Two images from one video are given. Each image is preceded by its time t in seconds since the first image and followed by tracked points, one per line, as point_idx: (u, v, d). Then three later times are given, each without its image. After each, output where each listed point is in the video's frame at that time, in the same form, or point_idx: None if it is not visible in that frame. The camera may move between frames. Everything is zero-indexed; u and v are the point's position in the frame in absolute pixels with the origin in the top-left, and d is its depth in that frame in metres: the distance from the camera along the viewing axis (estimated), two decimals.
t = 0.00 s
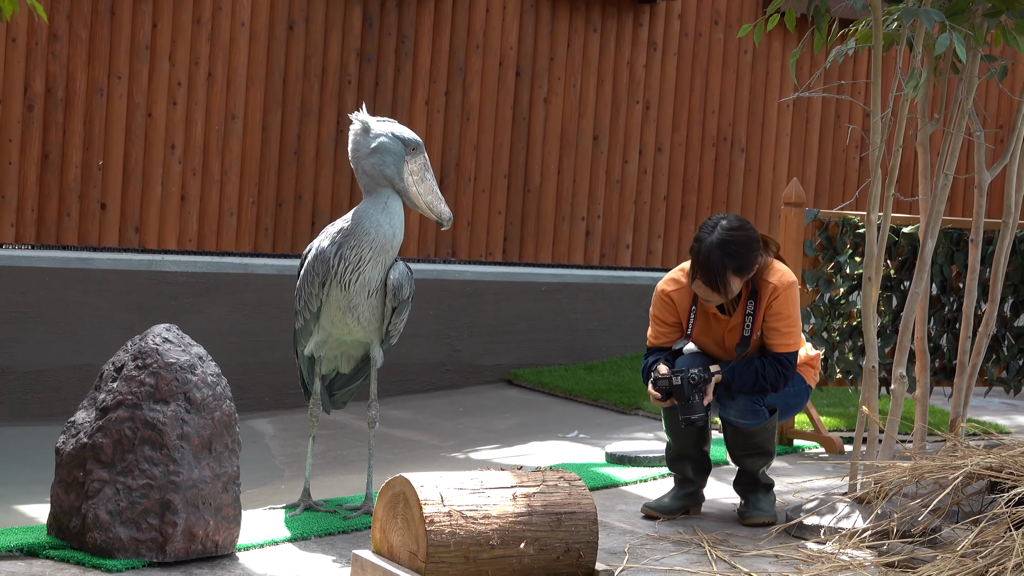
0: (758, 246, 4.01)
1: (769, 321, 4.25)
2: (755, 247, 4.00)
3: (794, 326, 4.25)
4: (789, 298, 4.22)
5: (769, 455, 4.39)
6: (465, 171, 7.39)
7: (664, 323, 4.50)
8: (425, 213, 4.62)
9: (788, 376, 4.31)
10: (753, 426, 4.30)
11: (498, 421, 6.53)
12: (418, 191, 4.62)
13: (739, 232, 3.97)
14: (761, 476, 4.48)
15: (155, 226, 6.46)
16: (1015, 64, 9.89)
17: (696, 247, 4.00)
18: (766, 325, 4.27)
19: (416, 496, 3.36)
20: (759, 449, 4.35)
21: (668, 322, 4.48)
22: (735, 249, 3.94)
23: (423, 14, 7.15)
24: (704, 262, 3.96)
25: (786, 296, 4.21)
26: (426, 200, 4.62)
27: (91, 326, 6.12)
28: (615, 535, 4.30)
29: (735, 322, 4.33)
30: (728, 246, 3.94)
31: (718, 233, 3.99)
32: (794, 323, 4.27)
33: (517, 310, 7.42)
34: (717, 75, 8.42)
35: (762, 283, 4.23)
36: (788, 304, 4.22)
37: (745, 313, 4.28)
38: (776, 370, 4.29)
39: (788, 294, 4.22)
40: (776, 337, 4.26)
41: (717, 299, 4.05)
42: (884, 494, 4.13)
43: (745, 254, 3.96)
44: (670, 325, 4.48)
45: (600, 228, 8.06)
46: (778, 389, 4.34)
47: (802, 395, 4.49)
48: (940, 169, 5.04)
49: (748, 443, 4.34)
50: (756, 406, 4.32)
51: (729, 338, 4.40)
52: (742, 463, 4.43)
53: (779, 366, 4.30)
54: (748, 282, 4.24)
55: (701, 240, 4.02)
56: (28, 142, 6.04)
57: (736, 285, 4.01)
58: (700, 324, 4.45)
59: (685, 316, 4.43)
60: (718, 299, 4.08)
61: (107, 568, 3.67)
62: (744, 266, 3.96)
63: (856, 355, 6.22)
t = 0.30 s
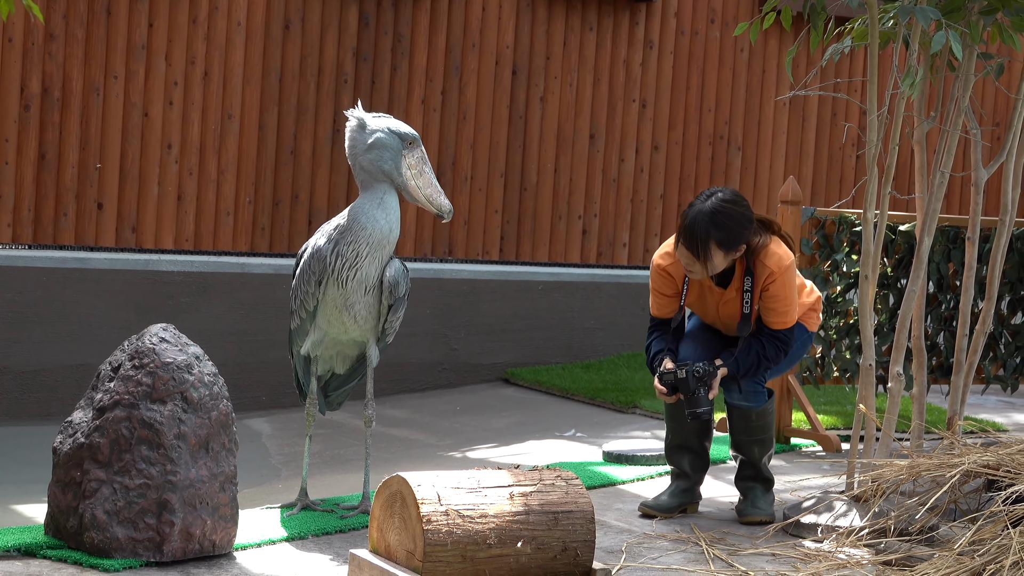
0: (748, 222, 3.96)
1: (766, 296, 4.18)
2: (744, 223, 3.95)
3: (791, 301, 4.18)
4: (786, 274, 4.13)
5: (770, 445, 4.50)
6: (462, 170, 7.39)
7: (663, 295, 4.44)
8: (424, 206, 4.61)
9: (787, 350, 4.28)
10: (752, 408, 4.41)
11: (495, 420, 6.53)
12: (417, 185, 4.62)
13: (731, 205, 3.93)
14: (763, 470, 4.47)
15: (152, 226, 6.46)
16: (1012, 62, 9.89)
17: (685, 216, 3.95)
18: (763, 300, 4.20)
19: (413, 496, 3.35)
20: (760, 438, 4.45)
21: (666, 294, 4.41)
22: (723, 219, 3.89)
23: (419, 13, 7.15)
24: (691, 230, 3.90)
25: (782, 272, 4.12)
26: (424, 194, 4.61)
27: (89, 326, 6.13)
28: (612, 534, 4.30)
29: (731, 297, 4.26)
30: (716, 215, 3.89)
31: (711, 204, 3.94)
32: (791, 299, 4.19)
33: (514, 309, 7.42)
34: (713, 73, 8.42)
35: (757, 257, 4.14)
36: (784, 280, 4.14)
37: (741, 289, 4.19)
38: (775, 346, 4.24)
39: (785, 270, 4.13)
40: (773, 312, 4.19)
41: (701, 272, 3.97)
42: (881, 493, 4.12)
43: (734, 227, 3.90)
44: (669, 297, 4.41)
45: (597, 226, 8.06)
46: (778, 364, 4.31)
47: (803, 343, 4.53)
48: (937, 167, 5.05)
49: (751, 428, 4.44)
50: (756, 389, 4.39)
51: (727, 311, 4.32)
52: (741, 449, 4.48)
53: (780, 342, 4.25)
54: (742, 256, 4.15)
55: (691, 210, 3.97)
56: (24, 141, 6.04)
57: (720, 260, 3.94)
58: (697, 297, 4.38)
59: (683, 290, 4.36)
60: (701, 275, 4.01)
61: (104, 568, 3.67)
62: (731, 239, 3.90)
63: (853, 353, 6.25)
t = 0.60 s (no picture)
0: (741, 185, 3.97)
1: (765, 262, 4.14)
2: (737, 185, 3.96)
3: (791, 270, 4.13)
4: (783, 241, 4.08)
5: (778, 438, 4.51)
6: (464, 169, 7.39)
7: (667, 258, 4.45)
8: (427, 204, 4.62)
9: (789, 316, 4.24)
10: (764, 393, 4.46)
11: (497, 420, 6.53)
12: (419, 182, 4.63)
13: (723, 167, 3.95)
14: (770, 463, 4.47)
15: (154, 226, 6.47)
16: (1013, 63, 9.89)
17: (678, 178, 3.97)
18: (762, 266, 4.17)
19: (415, 496, 3.36)
20: (769, 428, 4.47)
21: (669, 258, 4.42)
22: (715, 181, 3.90)
23: (421, 12, 7.15)
24: (683, 191, 3.92)
25: (779, 238, 4.08)
26: (427, 192, 4.62)
27: (91, 325, 6.13)
28: (614, 534, 4.30)
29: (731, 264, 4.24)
30: (709, 175, 3.90)
31: (704, 165, 3.96)
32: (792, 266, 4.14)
33: (516, 309, 7.43)
34: (715, 73, 8.42)
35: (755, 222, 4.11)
36: (782, 247, 4.09)
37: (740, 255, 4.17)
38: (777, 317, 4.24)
39: (783, 238, 4.08)
40: (771, 278, 4.16)
41: (692, 234, 3.97)
42: (883, 493, 4.12)
43: (725, 188, 3.91)
44: (672, 263, 4.42)
45: (599, 226, 8.06)
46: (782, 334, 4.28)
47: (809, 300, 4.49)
48: (939, 168, 5.06)
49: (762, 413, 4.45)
50: (767, 373, 4.46)
51: (727, 276, 4.30)
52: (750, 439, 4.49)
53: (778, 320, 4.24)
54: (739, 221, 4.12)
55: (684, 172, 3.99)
56: (26, 140, 6.05)
57: (712, 222, 3.94)
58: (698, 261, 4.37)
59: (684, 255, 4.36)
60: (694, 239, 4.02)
61: (106, 567, 3.68)
62: (722, 200, 3.90)
63: (855, 353, 6.25)
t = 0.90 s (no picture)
0: (730, 131, 3.97)
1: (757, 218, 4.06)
2: (725, 131, 3.96)
3: (785, 226, 4.03)
4: (776, 194, 3.99)
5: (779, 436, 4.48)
6: (462, 174, 7.40)
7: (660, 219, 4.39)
8: (425, 207, 4.62)
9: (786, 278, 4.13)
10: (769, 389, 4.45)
11: (494, 425, 6.52)
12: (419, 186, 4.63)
13: (711, 112, 3.95)
14: (770, 463, 4.42)
15: (151, 229, 6.46)
16: (1011, 70, 9.90)
17: (666, 126, 3.96)
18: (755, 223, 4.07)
19: (412, 500, 3.36)
20: (771, 426, 4.43)
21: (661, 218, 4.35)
22: (702, 125, 3.90)
23: (419, 16, 7.15)
24: (671, 136, 3.92)
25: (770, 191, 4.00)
26: (427, 195, 4.61)
27: (88, 329, 6.13)
28: (611, 539, 4.30)
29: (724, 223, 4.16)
30: (696, 120, 3.91)
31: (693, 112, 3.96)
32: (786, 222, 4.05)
33: (514, 314, 7.42)
34: (713, 79, 8.43)
35: (746, 176, 4.03)
36: (775, 201, 4.01)
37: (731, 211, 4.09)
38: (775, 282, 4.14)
39: (775, 191, 4.00)
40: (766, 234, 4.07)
41: (681, 180, 3.95)
42: (880, 499, 4.13)
43: (713, 134, 3.91)
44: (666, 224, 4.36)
45: (597, 231, 8.06)
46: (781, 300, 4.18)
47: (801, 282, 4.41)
48: (935, 174, 5.08)
49: (762, 412, 4.43)
50: (769, 371, 4.45)
51: (718, 236, 4.20)
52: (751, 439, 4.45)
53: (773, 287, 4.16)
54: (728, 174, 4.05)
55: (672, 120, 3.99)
56: (25, 143, 6.05)
57: (701, 167, 3.93)
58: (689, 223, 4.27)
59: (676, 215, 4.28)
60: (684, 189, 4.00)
61: (102, 572, 3.68)
62: (710, 144, 3.90)
63: (852, 359, 6.27)
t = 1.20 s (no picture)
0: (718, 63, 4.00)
1: (742, 167, 4.02)
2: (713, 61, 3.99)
3: (770, 178, 4.00)
4: (763, 142, 3.97)
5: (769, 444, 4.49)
6: (457, 184, 7.40)
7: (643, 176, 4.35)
8: (424, 213, 4.61)
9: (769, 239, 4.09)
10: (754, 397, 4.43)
11: (490, 434, 6.52)
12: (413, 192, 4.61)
13: (701, 42, 4.00)
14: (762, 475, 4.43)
15: (147, 239, 6.46)
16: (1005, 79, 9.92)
17: (653, 54, 4.01)
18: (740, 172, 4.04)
19: (407, 511, 3.36)
20: (760, 434, 4.44)
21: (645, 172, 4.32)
22: (690, 52, 3.94)
23: (414, 26, 7.15)
24: (658, 61, 3.96)
25: (758, 138, 3.97)
26: (423, 200, 4.60)
27: (83, 338, 6.12)
28: (605, 549, 4.29)
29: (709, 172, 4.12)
30: (685, 46, 3.95)
31: (682, 43, 4.01)
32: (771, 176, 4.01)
33: (509, 324, 7.42)
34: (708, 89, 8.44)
35: (735, 119, 4.03)
36: (761, 148, 3.97)
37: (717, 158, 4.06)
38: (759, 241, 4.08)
39: (762, 138, 3.98)
40: (750, 185, 4.02)
41: (668, 106, 3.96)
42: (875, 509, 4.14)
43: (700, 60, 3.94)
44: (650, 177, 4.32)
45: (592, 241, 8.07)
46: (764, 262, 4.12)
47: (778, 285, 4.40)
48: (930, 184, 5.07)
49: (749, 421, 4.42)
50: (754, 380, 4.43)
51: (701, 187, 4.14)
52: (741, 451, 4.46)
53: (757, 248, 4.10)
54: (716, 115, 4.04)
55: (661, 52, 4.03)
56: (20, 154, 6.04)
57: (688, 92, 3.95)
58: (670, 177, 4.22)
59: (660, 167, 4.25)
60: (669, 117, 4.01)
61: None
62: (696, 68, 3.92)
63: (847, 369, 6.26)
